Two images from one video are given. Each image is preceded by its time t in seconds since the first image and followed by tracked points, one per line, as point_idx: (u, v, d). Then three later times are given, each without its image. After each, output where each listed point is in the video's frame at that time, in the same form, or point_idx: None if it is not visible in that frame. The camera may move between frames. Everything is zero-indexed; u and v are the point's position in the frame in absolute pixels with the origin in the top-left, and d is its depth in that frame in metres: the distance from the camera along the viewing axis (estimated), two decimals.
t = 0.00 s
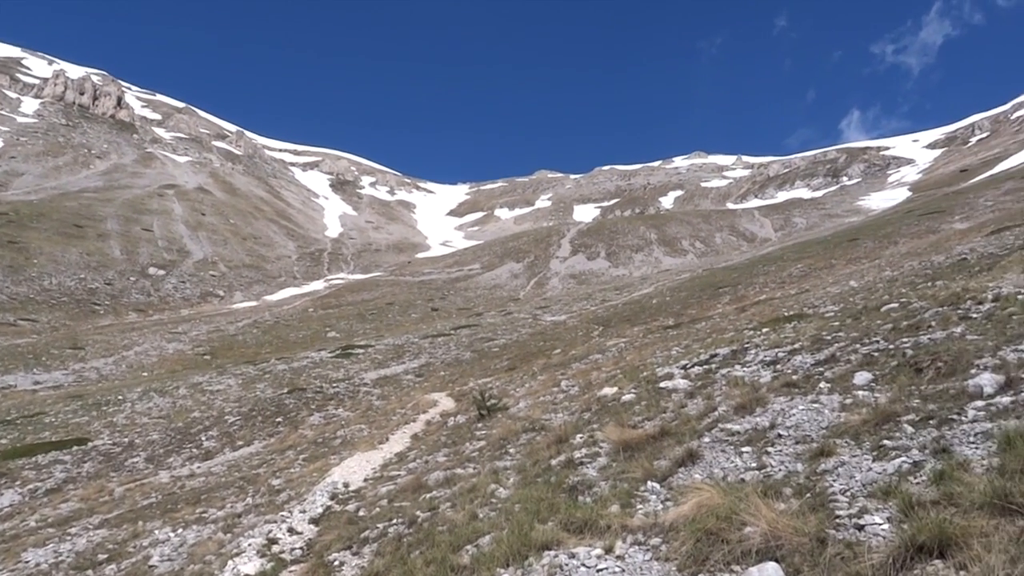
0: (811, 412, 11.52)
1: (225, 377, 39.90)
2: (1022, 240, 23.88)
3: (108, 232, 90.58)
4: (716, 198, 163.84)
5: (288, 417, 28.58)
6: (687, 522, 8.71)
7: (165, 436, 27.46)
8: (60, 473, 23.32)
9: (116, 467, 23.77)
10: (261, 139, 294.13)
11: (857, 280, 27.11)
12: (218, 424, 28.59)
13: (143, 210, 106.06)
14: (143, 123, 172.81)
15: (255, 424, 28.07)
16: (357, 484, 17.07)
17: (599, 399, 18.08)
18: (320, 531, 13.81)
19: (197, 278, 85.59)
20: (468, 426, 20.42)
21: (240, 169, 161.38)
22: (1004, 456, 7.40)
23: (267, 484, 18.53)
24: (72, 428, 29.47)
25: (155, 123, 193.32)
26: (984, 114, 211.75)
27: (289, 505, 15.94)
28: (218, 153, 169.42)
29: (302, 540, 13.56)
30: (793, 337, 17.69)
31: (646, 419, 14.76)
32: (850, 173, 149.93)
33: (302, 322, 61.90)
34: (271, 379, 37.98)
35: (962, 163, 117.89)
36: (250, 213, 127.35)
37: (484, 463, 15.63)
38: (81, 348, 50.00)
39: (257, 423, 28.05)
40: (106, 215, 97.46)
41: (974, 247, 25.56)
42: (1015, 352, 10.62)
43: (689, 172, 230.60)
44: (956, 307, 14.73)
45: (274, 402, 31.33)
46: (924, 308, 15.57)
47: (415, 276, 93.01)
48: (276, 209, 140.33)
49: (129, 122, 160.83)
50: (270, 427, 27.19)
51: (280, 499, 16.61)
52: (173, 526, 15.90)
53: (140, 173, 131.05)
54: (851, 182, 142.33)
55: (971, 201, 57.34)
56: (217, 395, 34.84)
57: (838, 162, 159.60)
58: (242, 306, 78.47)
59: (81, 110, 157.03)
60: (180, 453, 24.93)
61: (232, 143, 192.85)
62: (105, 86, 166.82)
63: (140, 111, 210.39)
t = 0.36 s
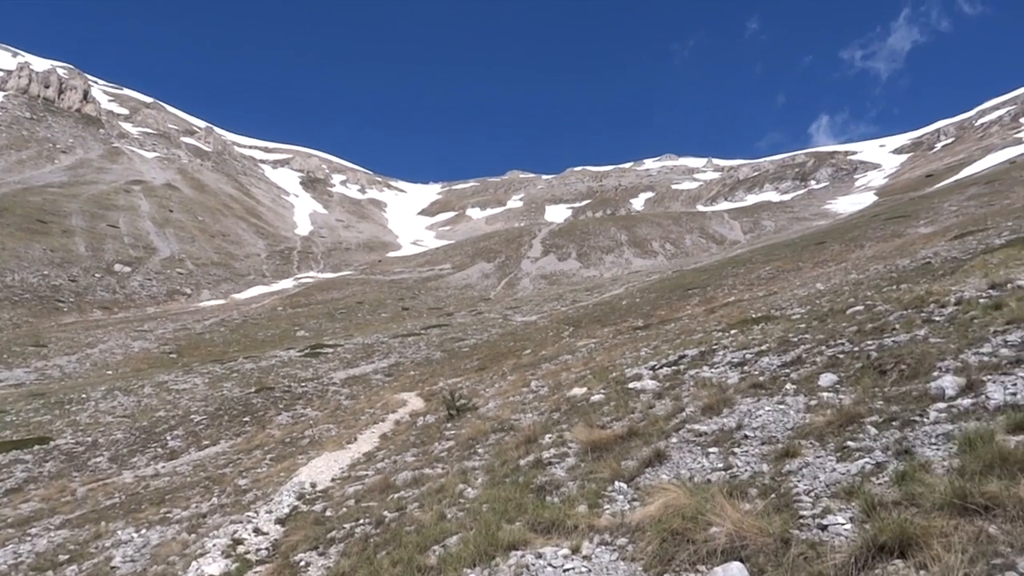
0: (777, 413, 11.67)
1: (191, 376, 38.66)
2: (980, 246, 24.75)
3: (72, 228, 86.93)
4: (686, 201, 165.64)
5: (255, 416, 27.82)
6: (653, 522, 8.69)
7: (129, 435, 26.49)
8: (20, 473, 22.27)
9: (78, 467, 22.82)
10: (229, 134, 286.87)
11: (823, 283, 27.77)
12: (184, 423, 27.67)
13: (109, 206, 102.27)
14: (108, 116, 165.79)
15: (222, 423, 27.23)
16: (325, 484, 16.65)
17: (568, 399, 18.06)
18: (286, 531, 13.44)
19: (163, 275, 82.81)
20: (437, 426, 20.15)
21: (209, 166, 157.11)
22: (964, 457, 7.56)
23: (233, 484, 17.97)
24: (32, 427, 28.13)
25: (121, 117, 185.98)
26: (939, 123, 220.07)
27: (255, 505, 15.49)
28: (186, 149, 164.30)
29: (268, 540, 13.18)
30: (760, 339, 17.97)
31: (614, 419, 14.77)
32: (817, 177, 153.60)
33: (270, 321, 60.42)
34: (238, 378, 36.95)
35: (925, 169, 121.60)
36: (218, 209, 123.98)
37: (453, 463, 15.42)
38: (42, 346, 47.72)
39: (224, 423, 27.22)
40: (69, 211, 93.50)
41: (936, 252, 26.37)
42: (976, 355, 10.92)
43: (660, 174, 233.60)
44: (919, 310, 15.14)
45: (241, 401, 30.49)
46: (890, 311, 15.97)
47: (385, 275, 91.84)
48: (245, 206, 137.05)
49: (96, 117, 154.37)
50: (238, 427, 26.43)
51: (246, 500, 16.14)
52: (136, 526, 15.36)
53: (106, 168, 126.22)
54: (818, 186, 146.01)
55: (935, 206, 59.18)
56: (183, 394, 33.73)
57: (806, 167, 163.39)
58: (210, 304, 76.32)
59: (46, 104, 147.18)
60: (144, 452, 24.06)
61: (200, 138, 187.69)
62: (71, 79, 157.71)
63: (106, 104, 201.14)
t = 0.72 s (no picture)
0: (747, 414, 11.80)
1: (160, 374, 37.52)
2: (945, 251, 25.50)
3: (39, 223, 83.58)
4: (660, 202, 167.49)
5: (227, 414, 27.15)
6: (625, 522, 8.66)
7: (97, 434, 25.60)
8: None
9: (43, 466, 22.00)
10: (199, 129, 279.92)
11: (794, 285, 28.34)
12: (154, 421, 26.88)
13: (78, 201, 98.75)
14: (77, 109, 159.52)
15: (192, 421, 26.52)
16: (296, 484, 16.29)
17: (542, 399, 18.00)
18: (257, 531, 13.11)
19: (133, 272, 80.25)
20: (410, 426, 19.91)
21: (181, 161, 153.20)
22: (929, 458, 7.71)
23: (202, 483, 17.48)
24: None
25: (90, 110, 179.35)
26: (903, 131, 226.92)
27: (225, 504, 15.11)
28: (158, 144, 159.49)
29: (238, 540, 12.86)
30: (732, 341, 18.18)
31: (587, 419, 14.77)
32: (790, 181, 156.86)
33: (242, 319, 59.09)
34: (209, 376, 36.01)
35: (893, 175, 125.06)
36: (189, 205, 120.90)
37: (425, 463, 15.23)
38: (5, 343, 45.62)
39: (194, 421, 26.52)
40: (35, 205, 89.85)
41: (904, 256, 27.08)
42: (941, 358, 11.21)
43: (635, 176, 235.90)
44: (888, 314, 15.49)
45: (212, 399, 29.74)
46: (859, 314, 16.33)
47: (359, 274, 90.80)
48: (217, 202, 134.01)
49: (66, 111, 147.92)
50: (209, 425, 25.76)
51: (216, 499, 15.73)
52: (103, 526, 14.94)
53: (75, 163, 121.88)
54: (791, 190, 149.05)
55: (904, 211, 60.78)
56: (153, 392, 32.73)
57: (778, 170, 166.57)
58: (181, 301, 74.36)
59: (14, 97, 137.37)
60: (113, 451, 23.32)
61: (172, 133, 182.84)
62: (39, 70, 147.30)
63: (73, 98, 192.10)
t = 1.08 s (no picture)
0: (720, 415, 11.90)
1: (131, 371, 36.43)
2: (916, 255, 26.13)
3: (6, 215, 80.43)
4: (638, 204, 168.82)
5: (200, 412, 26.48)
6: (598, 522, 8.63)
7: (65, 432, 24.77)
8: None
9: (8, 464, 21.18)
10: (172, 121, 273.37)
11: (769, 288, 28.79)
12: (125, 418, 26.08)
13: (50, 195, 95.63)
14: (49, 101, 154.19)
15: (164, 419, 25.80)
16: (269, 482, 15.92)
17: (517, 399, 17.92)
18: (229, 530, 12.79)
19: (105, 267, 77.87)
20: (385, 425, 19.63)
21: (155, 155, 149.39)
22: (897, 459, 7.83)
23: (173, 481, 17.00)
24: None
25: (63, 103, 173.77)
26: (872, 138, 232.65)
27: (197, 503, 14.71)
28: (132, 138, 154.93)
29: (209, 539, 12.52)
30: (707, 342, 18.34)
31: (562, 419, 14.75)
32: (766, 184, 159.39)
33: (216, 315, 57.77)
34: (182, 373, 35.13)
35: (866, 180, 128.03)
36: (164, 201, 117.95)
37: (400, 462, 15.02)
38: None
39: (166, 419, 25.80)
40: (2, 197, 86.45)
41: (877, 260, 27.66)
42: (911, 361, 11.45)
43: (613, 177, 237.50)
44: (860, 317, 15.80)
45: (185, 397, 28.98)
46: (832, 317, 16.62)
47: (335, 272, 89.63)
48: (192, 197, 131.05)
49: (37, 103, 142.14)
50: (181, 423, 25.08)
51: (187, 497, 15.29)
52: (71, 524, 14.47)
53: (47, 155, 117.77)
54: (766, 193, 151.53)
55: (877, 216, 62.02)
56: (124, 388, 31.79)
57: (755, 173, 169.10)
58: (154, 297, 72.45)
59: None
60: (82, 448, 22.59)
61: (146, 125, 178.24)
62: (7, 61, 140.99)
63: (47, 91, 186.20)
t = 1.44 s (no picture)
0: (698, 418, 11.96)
1: (107, 367, 35.48)
2: (892, 261, 26.65)
3: None
4: (619, 206, 169.86)
5: (176, 409, 25.88)
6: (574, 522, 8.57)
7: (38, 428, 24.04)
8: None
9: None
10: (149, 114, 267.93)
11: (748, 291, 29.17)
12: (99, 415, 25.38)
13: (27, 188, 93.04)
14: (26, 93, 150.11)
15: (140, 416, 25.18)
16: (245, 480, 15.59)
17: (495, 400, 17.82)
18: (204, 528, 12.49)
19: (81, 262, 75.85)
20: (363, 424, 19.39)
21: (134, 149, 146.22)
22: (872, 463, 7.91)
23: (148, 479, 16.56)
24: None
25: (41, 96, 169.35)
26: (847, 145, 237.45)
27: (172, 500, 14.35)
28: (111, 131, 151.55)
29: (183, 537, 12.24)
30: (686, 344, 18.46)
31: (541, 420, 14.70)
32: (746, 188, 161.50)
33: (194, 312, 56.65)
34: (159, 370, 34.33)
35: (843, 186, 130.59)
36: (143, 196, 115.44)
37: (377, 461, 14.82)
38: None
39: (142, 416, 25.19)
40: None
41: (854, 265, 28.11)
42: (887, 365, 11.64)
43: (594, 179, 238.77)
44: (838, 320, 16.06)
45: (161, 394, 28.33)
46: (810, 320, 16.87)
47: (314, 270, 88.50)
48: (171, 193, 128.66)
49: (15, 94, 138.16)
50: (157, 420, 24.50)
51: (162, 495, 14.91)
52: (43, 522, 14.05)
53: (22, 148, 114.47)
54: (746, 197, 153.61)
55: (856, 221, 63.06)
56: (99, 384, 30.96)
57: (736, 176, 171.23)
58: (132, 293, 70.85)
59: None
60: (55, 445, 21.94)
61: (124, 118, 174.35)
62: None
63: (25, 83, 181.54)
